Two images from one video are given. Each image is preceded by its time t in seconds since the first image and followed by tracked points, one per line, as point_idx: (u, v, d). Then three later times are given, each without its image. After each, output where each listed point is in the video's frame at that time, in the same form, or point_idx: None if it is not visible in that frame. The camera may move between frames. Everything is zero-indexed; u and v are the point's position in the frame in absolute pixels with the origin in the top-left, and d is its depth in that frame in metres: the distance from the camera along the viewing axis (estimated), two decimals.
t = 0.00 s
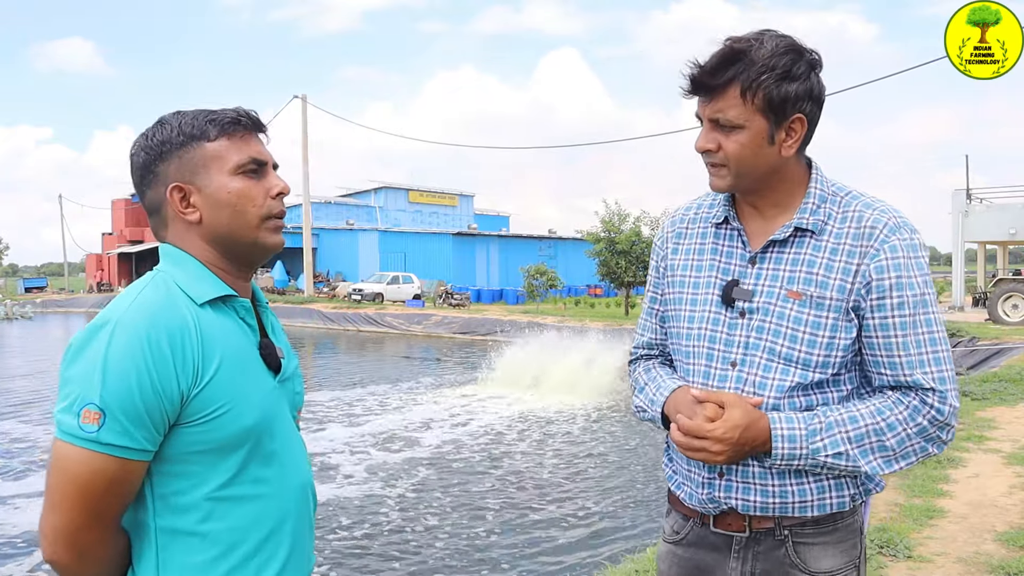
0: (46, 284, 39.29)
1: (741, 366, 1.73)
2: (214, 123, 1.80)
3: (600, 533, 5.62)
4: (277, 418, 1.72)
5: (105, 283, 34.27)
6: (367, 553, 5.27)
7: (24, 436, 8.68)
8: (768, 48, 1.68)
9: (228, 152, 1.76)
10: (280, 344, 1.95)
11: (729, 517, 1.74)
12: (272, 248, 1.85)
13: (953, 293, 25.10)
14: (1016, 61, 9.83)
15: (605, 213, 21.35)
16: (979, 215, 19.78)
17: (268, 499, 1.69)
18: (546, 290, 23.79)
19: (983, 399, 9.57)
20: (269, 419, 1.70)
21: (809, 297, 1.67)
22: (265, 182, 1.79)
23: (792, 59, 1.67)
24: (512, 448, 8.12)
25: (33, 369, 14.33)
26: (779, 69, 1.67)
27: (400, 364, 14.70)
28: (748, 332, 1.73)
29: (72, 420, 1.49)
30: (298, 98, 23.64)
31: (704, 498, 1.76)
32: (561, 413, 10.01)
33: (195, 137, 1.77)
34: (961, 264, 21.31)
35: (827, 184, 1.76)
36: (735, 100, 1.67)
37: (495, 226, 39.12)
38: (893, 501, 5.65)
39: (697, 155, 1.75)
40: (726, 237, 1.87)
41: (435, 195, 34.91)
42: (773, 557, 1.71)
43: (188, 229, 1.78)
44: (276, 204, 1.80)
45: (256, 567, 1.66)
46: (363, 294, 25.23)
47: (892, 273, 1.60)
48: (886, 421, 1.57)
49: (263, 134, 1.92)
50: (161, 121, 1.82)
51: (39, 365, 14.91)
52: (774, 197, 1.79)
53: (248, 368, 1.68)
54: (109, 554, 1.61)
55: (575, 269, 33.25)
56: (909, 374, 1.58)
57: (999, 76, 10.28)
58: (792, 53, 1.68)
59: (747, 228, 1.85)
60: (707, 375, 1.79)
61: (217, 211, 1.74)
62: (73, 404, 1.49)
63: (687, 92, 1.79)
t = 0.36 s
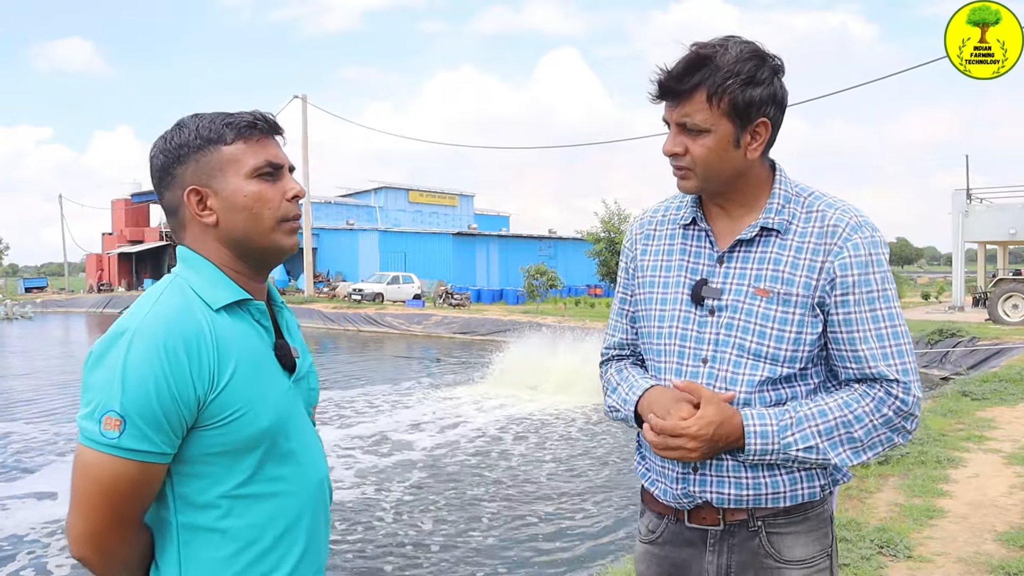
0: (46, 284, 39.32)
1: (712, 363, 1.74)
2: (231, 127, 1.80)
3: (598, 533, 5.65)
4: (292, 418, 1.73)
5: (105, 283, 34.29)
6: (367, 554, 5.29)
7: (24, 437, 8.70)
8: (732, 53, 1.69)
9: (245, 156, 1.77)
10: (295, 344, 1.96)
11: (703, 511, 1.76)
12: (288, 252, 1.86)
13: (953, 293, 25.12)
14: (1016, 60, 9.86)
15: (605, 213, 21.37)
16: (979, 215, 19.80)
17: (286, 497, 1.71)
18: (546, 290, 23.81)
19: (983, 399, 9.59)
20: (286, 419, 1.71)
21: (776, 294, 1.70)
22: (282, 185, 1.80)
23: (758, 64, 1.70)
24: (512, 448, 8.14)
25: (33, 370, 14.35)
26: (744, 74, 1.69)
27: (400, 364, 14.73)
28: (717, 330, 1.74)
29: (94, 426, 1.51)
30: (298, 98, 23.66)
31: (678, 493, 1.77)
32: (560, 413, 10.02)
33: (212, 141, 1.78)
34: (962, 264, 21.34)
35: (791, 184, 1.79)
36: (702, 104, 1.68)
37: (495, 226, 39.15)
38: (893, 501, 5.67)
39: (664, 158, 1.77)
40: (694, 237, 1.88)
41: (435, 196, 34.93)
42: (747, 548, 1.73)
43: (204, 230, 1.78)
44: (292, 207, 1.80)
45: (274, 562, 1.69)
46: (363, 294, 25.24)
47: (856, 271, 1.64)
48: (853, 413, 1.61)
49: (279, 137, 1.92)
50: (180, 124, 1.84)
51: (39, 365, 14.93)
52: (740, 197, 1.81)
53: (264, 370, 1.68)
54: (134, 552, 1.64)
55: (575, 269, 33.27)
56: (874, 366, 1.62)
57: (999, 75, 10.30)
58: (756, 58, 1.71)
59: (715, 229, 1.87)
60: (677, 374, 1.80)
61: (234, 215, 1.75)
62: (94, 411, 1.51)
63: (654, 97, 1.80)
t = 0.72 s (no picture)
0: (46, 284, 39.35)
1: (687, 363, 1.78)
2: (253, 128, 1.84)
3: (599, 532, 5.70)
4: (305, 415, 1.77)
5: (105, 283, 34.33)
6: (369, 552, 5.34)
7: (25, 436, 8.73)
8: (698, 65, 1.73)
9: (265, 156, 1.80)
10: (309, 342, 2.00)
11: (682, 506, 1.80)
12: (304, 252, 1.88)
13: (954, 293, 25.18)
14: (1016, 60, 9.90)
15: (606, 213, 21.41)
16: (979, 215, 19.84)
17: (299, 493, 1.75)
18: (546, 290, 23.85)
19: (983, 399, 9.63)
20: (299, 417, 1.74)
21: (747, 294, 1.74)
22: (300, 187, 1.83)
23: (724, 75, 1.73)
24: (513, 448, 8.18)
25: (33, 369, 14.39)
26: (709, 85, 1.73)
27: (400, 364, 14.77)
28: (690, 332, 1.78)
29: (112, 420, 1.55)
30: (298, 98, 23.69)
31: (658, 491, 1.80)
32: (561, 413, 10.07)
33: (235, 141, 1.81)
34: (962, 264, 21.39)
35: (756, 188, 1.84)
36: (668, 115, 1.72)
37: (495, 225, 39.20)
38: (893, 501, 5.71)
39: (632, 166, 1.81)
40: (665, 242, 1.91)
41: (435, 196, 34.97)
42: (725, 539, 1.77)
43: (224, 229, 1.82)
44: (310, 209, 1.83)
45: (288, 557, 1.73)
46: (363, 295, 25.28)
47: (823, 271, 1.69)
48: (824, 408, 1.67)
49: (300, 140, 1.96)
50: (204, 124, 1.87)
51: (39, 365, 14.96)
52: (708, 201, 1.85)
53: (279, 369, 1.72)
54: (152, 543, 1.68)
55: (575, 269, 33.32)
56: (843, 361, 1.67)
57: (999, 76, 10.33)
58: (721, 69, 1.75)
59: (684, 233, 1.91)
60: (652, 376, 1.84)
61: (253, 214, 1.78)
62: (113, 405, 1.55)
63: (622, 107, 1.84)
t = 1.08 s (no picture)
0: (46, 284, 39.35)
1: (682, 364, 1.80)
2: (267, 129, 1.87)
3: (598, 532, 5.73)
4: (313, 414, 1.80)
5: (105, 283, 34.36)
6: (371, 553, 5.36)
7: (26, 437, 8.75)
8: (685, 65, 1.76)
9: (279, 156, 1.83)
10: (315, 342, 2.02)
11: (681, 508, 1.82)
12: (311, 253, 1.91)
13: (953, 293, 25.21)
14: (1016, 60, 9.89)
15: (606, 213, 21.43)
16: (979, 215, 19.87)
17: (307, 492, 1.77)
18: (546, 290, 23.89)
19: (983, 399, 9.66)
20: (307, 416, 1.77)
21: (740, 294, 1.76)
22: (310, 189, 1.86)
23: (712, 75, 1.76)
24: (512, 448, 8.21)
25: (33, 369, 14.41)
26: (697, 85, 1.75)
27: (400, 364, 14.81)
28: (685, 332, 1.80)
29: (123, 416, 1.57)
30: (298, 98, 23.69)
31: (656, 493, 1.83)
32: (561, 413, 10.10)
33: (250, 140, 1.85)
34: (962, 263, 21.42)
35: (745, 189, 1.86)
36: (656, 115, 1.75)
37: (495, 225, 39.23)
38: (893, 501, 5.73)
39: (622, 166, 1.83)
40: (656, 244, 1.93)
41: (435, 196, 35.00)
42: (724, 541, 1.80)
43: (233, 225, 1.84)
44: (320, 211, 1.86)
45: (295, 556, 1.75)
46: (364, 295, 25.31)
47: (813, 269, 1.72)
48: (819, 406, 1.68)
49: (312, 143, 1.99)
50: (219, 123, 1.90)
51: (40, 365, 14.97)
52: (698, 202, 1.87)
53: (287, 368, 1.75)
54: (161, 542, 1.70)
55: (576, 270, 33.36)
56: (835, 358, 1.69)
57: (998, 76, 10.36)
58: (708, 70, 1.77)
59: (676, 234, 1.93)
60: (649, 377, 1.86)
61: (264, 212, 1.81)
62: (123, 401, 1.58)
63: (611, 107, 1.86)
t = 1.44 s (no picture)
0: (46, 284, 39.35)
1: (697, 364, 1.77)
2: (271, 127, 1.84)
3: (597, 532, 5.71)
4: (318, 416, 1.77)
5: (105, 283, 34.35)
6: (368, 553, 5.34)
7: (25, 437, 8.74)
8: (695, 58, 1.73)
9: (283, 155, 1.81)
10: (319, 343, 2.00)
11: (697, 511, 1.80)
12: (317, 253, 1.88)
13: (953, 293, 25.17)
14: (1016, 60, 9.89)
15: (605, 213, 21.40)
16: (979, 215, 19.84)
17: (314, 496, 1.74)
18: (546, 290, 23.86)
19: (983, 399, 9.63)
20: (312, 418, 1.74)
21: (756, 293, 1.73)
22: (315, 187, 1.83)
23: (723, 68, 1.73)
24: (512, 449, 8.19)
25: (32, 369, 14.40)
26: (707, 78, 1.72)
27: (400, 364, 14.79)
28: (700, 331, 1.78)
29: (125, 423, 1.55)
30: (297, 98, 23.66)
31: (671, 495, 1.81)
32: (560, 413, 10.08)
33: (253, 140, 1.82)
34: (961, 263, 21.39)
35: (762, 183, 1.83)
36: (666, 109, 1.72)
37: (495, 225, 39.20)
38: (893, 501, 5.70)
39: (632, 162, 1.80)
40: (671, 242, 1.90)
41: (435, 196, 34.98)
42: (742, 545, 1.77)
43: (237, 226, 1.81)
44: (324, 210, 1.84)
45: (304, 560, 1.72)
46: (363, 295, 25.28)
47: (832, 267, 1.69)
48: (837, 408, 1.65)
49: (314, 143, 1.96)
50: (219, 122, 1.87)
51: (39, 365, 14.96)
52: (713, 198, 1.84)
53: (290, 370, 1.72)
54: (167, 549, 1.67)
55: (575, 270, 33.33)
56: (855, 357, 1.66)
57: (998, 75, 10.33)
58: (720, 63, 1.74)
59: (691, 233, 1.90)
60: (663, 378, 1.83)
61: (269, 213, 1.78)
62: (125, 407, 1.55)
63: (620, 102, 1.84)
